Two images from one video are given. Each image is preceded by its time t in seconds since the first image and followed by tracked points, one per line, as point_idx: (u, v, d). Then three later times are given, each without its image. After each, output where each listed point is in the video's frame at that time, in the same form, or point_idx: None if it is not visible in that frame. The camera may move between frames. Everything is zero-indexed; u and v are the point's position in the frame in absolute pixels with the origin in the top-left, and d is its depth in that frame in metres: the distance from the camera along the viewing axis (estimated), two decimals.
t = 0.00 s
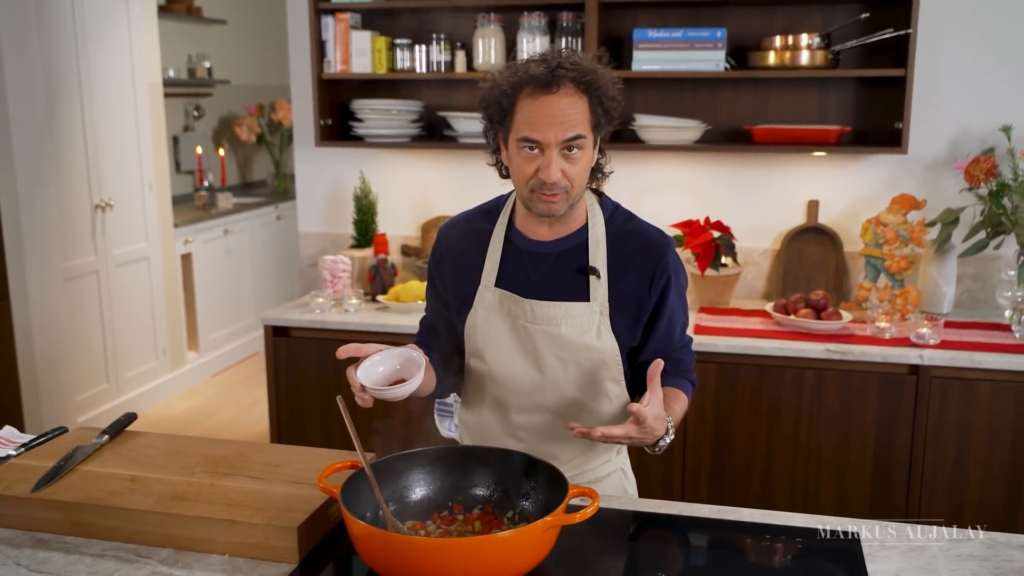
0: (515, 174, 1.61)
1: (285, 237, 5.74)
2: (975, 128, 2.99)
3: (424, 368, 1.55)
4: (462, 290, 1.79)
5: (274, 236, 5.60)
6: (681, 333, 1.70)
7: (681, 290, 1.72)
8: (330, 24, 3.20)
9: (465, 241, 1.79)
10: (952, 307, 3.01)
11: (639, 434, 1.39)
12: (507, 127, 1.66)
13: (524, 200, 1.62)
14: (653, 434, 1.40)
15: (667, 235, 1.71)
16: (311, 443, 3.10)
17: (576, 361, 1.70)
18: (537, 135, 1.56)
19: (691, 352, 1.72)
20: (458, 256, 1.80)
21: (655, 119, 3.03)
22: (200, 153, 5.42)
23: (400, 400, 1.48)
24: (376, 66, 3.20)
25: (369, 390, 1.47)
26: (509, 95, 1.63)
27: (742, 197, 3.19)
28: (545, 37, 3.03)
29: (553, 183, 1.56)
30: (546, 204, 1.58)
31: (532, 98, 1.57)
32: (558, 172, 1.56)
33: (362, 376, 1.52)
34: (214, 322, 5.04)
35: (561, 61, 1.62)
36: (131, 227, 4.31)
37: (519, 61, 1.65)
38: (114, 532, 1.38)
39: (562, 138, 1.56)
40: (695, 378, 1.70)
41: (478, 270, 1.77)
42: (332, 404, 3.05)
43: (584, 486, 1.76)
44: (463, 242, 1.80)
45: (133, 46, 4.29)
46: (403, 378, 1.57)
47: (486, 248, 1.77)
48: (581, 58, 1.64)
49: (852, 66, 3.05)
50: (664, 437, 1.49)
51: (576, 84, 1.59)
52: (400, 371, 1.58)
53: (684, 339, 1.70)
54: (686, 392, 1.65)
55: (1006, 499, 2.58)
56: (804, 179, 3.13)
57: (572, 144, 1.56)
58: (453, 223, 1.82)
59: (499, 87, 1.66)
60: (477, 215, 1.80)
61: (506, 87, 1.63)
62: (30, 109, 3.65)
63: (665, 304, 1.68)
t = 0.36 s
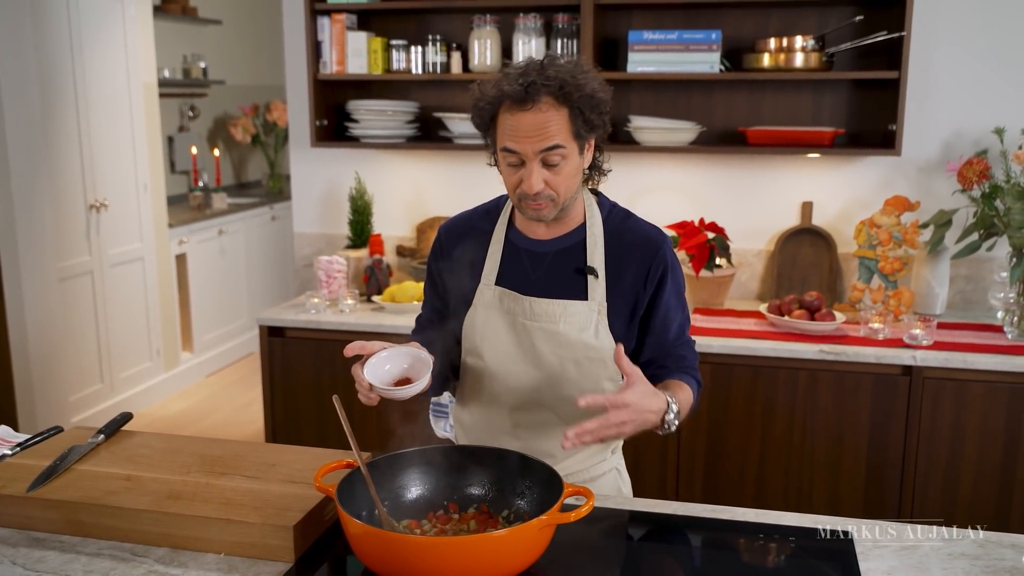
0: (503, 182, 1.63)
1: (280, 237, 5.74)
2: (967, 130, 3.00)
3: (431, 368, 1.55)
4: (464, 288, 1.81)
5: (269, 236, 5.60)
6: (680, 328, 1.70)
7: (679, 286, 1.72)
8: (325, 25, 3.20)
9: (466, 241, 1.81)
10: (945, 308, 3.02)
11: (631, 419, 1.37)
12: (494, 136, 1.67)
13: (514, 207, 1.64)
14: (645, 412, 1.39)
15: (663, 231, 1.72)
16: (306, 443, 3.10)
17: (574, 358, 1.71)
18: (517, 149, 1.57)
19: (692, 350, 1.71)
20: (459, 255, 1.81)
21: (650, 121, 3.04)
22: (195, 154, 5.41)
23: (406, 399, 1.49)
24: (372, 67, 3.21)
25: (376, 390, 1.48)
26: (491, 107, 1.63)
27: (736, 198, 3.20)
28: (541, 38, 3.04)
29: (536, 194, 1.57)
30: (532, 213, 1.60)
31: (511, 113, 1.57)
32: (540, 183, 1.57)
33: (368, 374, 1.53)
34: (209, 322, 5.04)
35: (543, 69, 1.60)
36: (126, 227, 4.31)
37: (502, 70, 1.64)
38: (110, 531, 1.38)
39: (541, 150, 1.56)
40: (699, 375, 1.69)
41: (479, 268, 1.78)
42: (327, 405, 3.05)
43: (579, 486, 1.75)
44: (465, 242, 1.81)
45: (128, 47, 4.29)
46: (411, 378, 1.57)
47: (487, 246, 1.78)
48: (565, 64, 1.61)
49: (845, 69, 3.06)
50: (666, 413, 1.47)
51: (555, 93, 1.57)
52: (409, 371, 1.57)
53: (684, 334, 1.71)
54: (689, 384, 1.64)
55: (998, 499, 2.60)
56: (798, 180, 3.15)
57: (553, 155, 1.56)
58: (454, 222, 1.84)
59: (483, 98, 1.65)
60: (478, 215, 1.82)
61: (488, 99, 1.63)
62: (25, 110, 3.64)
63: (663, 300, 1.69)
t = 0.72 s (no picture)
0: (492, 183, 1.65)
1: (273, 234, 5.73)
2: (958, 129, 3.02)
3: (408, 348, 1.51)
4: (461, 280, 1.79)
5: (262, 233, 5.59)
6: (664, 318, 1.69)
7: (669, 275, 1.72)
8: (318, 21, 3.20)
9: (463, 234, 1.80)
10: (935, 306, 3.03)
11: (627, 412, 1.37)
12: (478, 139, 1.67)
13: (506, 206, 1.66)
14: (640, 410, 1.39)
15: (656, 218, 1.74)
16: (298, 440, 3.10)
17: (568, 351, 1.71)
18: (496, 151, 1.58)
19: (672, 345, 1.68)
20: (456, 248, 1.80)
21: (643, 119, 3.05)
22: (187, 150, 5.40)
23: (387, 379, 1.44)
24: (365, 64, 3.21)
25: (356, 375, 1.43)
26: (469, 111, 1.63)
27: (728, 196, 3.21)
28: (534, 35, 3.04)
29: (519, 195, 1.58)
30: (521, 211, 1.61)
31: (486, 118, 1.58)
32: (521, 182, 1.57)
33: (347, 361, 1.48)
34: (201, 319, 5.03)
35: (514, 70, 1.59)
36: (118, 224, 4.30)
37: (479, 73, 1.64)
38: (101, 526, 1.38)
39: (518, 151, 1.56)
40: (677, 370, 1.68)
41: (477, 262, 1.78)
42: (319, 402, 3.05)
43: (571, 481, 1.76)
44: (462, 235, 1.80)
45: (120, 43, 4.27)
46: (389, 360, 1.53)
47: (485, 240, 1.78)
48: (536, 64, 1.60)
49: (837, 67, 3.07)
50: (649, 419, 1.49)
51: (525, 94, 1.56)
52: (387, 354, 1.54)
53: (667, 325, 1.69)
54: (664, 379, 1.63)
55: (987, 496, 2.61)
56: (790, 178, 3.16)
57: (530, 153, 1.56)
58: (453, 216, 1.83)
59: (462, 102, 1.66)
60: (476, 209, 1.81)
61: (466, 104, 1.64)
62: (16, 106, 3.63)
63: (649, 286, 1.70)
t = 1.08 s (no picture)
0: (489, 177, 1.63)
1: (269, 228, 5.72)
2: (955, 123, 3.01)
3: (367, 332, 1.45)
4: (457, 273, 1.79)
5: (258, 227, 5.58)
6: (657, 316, 1.68)
7: (665, 273, 1.71)
8: (314, 14, 3.19)
9: (459, 228, 1.79)
10: (932, 301, 3.04)
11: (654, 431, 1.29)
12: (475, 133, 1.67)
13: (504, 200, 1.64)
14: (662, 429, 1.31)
15: (654, 214, 1.72)
16: (294, 434, 3.10)
17: (565, 345, 1.71)
18: (493, 143, 1.57)
19: (663, 342, 1.66)
20: (451, 242, 1.80)
21: (639, 112, 3.03)
22: (183, 143, 5.39)
23: (348, 365, 1.39)
24: (361, 57, 3.20)
25: (315, 361, 1.38)
26: (467, 105, 1.63)
27: (725, 191, 3.21)
28: (531, 28, 3.03)
29: (517, 185, 1.56)
30: (520, 203, 1.59)
31: (484, 110, 1.57)
32: (519, 173, 1.56)
33: (308, 351, 1.42)
34: (197, 313, 5.02)
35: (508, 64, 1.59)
36: (113, 217, 4.29)
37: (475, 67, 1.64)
38: (96, 520, 1.38)
39: (516, 142, 1.55)
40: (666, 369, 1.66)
41: (472, 255, 1.77)
42: (315, 395, 3.05)
43: (567, 475, 1.77)
44: (457, 229, 1.79)
45: (115, 35, 4.25)
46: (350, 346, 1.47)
47: (481, 234, 1.77)
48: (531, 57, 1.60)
49: (834, 61, 3.06)
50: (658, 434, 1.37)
51: (521, 86, 1.56)
52: (348, 340, 1.48)
53: (660, 323, 1.68)
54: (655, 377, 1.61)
55: (982, 491, 2.62)
56: (788, 172, 3.15)
57: (528, 145, 1.55)
58: (448, 210, 1.82)
59: (459, 97, 1.66)
60: (471, 204, 1.80)
61: (463, 98, 1.63)
62: (11, 98, 3.61)
63: (644, 282, 1.68)
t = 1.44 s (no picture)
0: (498, 167, 1.62)
1: (267, 225, 5.71)
2: (955, 123, 3.01)
3: (367, 332, 1.44)
4: (454, 272, 1.78)
5: (257, 225, 5.57)
6: (653, 316, 1.67)
7: (662, 272, 1.70)
8: (312, 11, 3.18)
9: (456, 228, 1.78)
10: (931, 301, 3.03)
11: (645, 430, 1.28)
12: (483, 126, 1.66)
13: (512, 192, 1.62)
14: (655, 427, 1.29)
15: (652, 213, 1.72)
16: (292, 433, 3.09)
17: (561, 345, 1.70)
18: (512, 127, 1.57)
19: (660, 342, 1.65)
20: (447, 242, 1.79)
21: (638, 111, 3.03)
22: (182, 141, 5.37)
23: (348, 365, 1.38)
24: (360, 54, 3.19)
25: (314, 362, 1.37)
26: (478, 95, 1.63)
27: (724, 190, 3.20)
28: (529, 26, 3.02)
29: (537, 170, 1.56)
30: (535, 191, 1.58)
31: (501, 96, 1.58)
32: (540, 158, 1.56)
33: (308, 350, 1.41)
34: (195, 310, 5.01)
35: (524, 53, 1.61)
36: (112, 214, 4.28)
37: (484, 59, 1.65)
38: (91, 519, 1.37)
39: (537, 125, 1.56)
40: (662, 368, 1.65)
41: (468, 255, 1.77)
42: (313, 394, 3.04)
43: (564, 476, 1.76)
44: (453, 228, 1.79)
45: (114, 32, 4.24)
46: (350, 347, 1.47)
47: (478, 233, 1.76)
48: (544, 48, 1.63)
49: (834, 60, 3.05)
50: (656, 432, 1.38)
51: (541, 72, 1.58)
52: (347, 341, 1.47)
53: (657, 323, 1.67)
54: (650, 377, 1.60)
55: (981, 491, 2.61)
56: (787, 171, 3.14)
57: (549, 129, 1.57)
58: (444, 209, 1.81)
59: (468, 88, 1.66)
60: (466, 203, 1.80)
61: (474, 88, 1.63)
62: (10, 95, 3.60)
63: (641, 281, 1.68)
